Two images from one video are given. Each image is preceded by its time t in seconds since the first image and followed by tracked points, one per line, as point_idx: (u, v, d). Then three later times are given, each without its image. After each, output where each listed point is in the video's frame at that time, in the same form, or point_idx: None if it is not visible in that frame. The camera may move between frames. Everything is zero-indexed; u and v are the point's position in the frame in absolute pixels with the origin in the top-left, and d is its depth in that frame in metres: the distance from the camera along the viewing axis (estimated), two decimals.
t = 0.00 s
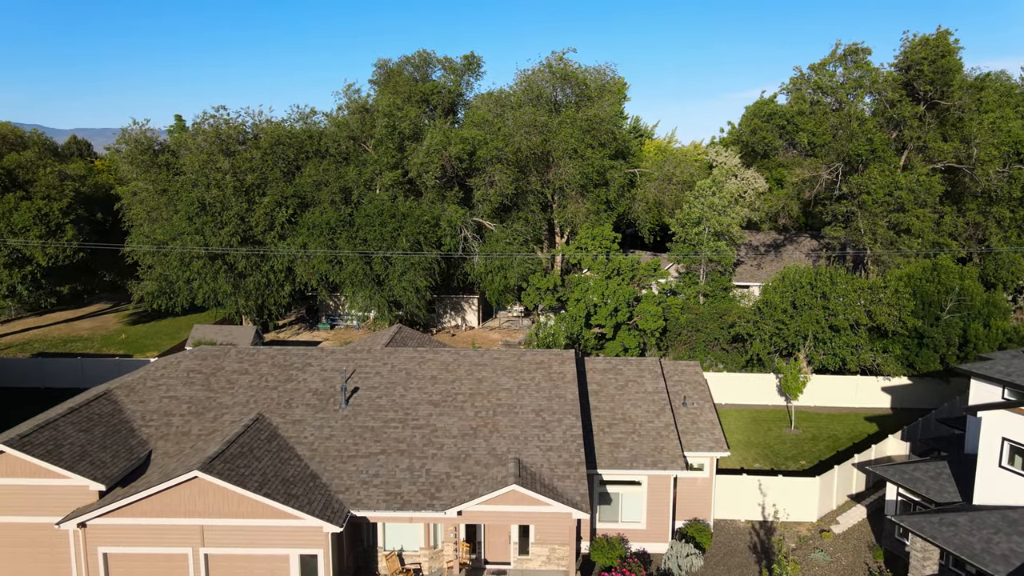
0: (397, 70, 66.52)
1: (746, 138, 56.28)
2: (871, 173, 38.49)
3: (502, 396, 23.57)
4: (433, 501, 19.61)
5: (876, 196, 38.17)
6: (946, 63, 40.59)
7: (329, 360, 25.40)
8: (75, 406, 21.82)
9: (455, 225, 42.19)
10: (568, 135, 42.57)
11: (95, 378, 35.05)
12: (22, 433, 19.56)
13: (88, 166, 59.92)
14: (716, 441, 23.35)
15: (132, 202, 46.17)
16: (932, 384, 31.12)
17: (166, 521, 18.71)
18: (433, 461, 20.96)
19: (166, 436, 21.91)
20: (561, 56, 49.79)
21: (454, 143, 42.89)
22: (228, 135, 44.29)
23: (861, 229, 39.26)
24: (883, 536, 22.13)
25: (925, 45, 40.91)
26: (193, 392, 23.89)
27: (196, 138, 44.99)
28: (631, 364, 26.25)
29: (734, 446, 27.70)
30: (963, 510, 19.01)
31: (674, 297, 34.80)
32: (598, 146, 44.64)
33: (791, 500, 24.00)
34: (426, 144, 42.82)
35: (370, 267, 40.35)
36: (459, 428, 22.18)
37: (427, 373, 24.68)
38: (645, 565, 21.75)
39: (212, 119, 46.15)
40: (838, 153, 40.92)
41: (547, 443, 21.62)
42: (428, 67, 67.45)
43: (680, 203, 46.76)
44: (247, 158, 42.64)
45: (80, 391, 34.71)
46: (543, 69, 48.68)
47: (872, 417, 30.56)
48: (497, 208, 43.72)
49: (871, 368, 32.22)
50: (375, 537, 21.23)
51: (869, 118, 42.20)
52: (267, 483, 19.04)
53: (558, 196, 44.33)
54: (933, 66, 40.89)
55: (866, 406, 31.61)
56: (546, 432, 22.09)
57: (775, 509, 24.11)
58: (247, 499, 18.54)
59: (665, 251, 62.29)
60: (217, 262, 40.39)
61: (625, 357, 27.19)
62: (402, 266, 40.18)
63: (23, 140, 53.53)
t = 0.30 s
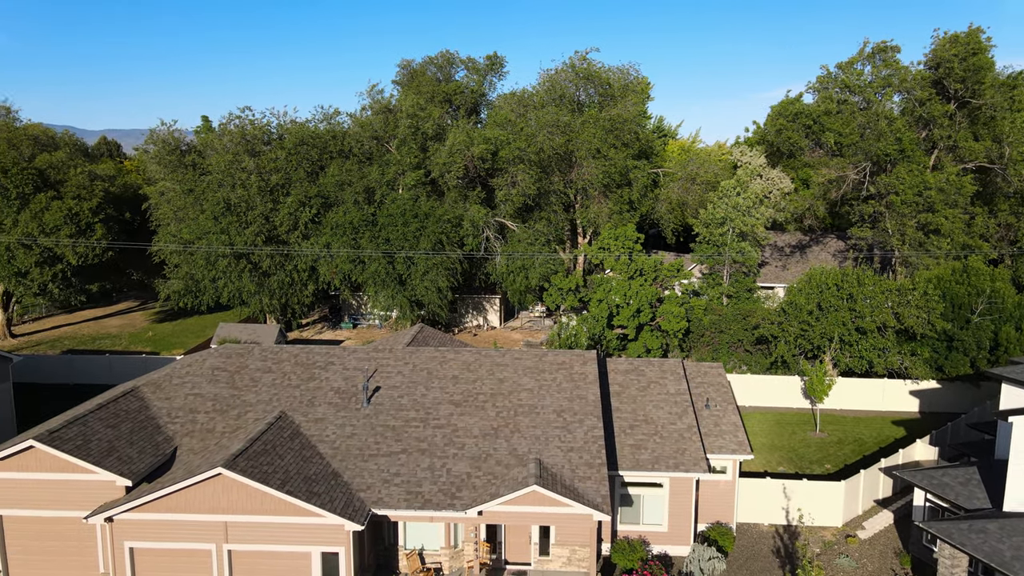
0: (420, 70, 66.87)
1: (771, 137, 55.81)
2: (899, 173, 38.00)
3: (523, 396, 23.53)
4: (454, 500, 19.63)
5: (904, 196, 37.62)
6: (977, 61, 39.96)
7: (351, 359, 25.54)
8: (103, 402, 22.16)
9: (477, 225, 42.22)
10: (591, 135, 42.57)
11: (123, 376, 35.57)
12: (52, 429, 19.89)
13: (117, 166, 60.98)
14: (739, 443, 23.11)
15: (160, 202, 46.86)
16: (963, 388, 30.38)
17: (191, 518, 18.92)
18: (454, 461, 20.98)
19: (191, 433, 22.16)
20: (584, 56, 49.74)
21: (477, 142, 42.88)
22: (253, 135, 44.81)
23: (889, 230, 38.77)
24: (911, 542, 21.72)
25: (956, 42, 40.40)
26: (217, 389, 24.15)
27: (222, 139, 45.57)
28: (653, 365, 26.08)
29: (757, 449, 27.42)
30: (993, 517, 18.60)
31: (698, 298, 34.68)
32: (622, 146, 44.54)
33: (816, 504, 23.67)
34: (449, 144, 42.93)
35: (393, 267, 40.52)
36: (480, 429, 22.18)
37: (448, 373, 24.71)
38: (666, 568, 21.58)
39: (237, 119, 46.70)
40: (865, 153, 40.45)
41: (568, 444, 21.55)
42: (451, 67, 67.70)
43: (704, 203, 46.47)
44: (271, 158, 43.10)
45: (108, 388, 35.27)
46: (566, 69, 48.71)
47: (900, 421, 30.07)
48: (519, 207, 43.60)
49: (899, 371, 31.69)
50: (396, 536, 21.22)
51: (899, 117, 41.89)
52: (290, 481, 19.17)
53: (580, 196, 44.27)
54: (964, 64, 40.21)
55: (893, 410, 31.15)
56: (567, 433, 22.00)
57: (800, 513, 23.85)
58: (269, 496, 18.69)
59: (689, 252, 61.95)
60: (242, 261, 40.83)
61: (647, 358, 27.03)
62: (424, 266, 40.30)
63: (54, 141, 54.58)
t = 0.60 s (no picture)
0: (443, 70, 67.16)
1: (797, 137, 55.30)
2: (927, 173, 37.45)
3: (544, 397, 23.47)
4: (474, 500, 19.61)
5: (932, 197, 37.06)
6: (1009, 58, 39.22)
7: (372, 359, 25.65)
8: (129, 399, 22.49)
9: (499, 225, 42.22)
10: (613, 135, 42.56)
11: (149, 373, 36.06)
12: (79, 425, 20.21)
13: (145, 166, 61.98)
14: (762, 446, 22.86)
15: (186, 201, 47.52)
16: (993, 392, 29.65)
17: (214, 514, 19.10)
18: (474, 461, 20.97)
19: (215, 430, 22.38)
20: (606, 56, 49.63)
21: (499, 142, 42.82)
22: (278, 136, 45.29)
23: (917, 231, 38.32)
24: (939, 549, 21.29)
25: (986, 40, 39.79)
26: (241, 387, 24.39)
27: (246, 139, 46.11)
28: (676, 367, 25.89)
29: (781, 452, 27.11)
30: None
31: (720, 299, 34.46)
32: (644, 146, 44.39)
33: (841, 509, 23.31)
34: (471, 143, 43.01)
35: (414, 267, 40.67)
36: (501, 429, 22.16)
37: (469, 373, 24.72)
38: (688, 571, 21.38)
39: (262, 120, 47.24)
40: (893, 153, 39.93)
41: (589, 445, 21.44)
42: (474, 67, 67.90)
43: (727, 203, 46.14)
44: (295, 158, 43.52)
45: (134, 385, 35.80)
46: (589, 69, 48.68)
47: (928, 425, 29.55)
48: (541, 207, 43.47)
49: (927, 375, 31.18)
50: (416, 535, 21.32)
51: (927, 116, 41.46)
52: (311, 479, 19.27)
53: (603, 196, 44.19)
54: (994, 62, 39.51)
55: (921, 414, 30.61)
56: (588, 434, 21.90)
57: (824, 518, 23.50)
58: (291, 494, 18.80)
59: (712, 252, 61.57)
60: (266, 260, 41.22)
61: (669, 359, 26.83)
62: (446, 266, 40.41)
63: (84, 141, 55.59)
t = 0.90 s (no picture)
0: (465, 70, 67.34)
1: (822, 137, 54.72)
2: (957, 173, 36.83)
3: (564, 398, 23.39)
4: (494, 501, 19.58)
5: (962, 198, 36.45)
6: None
7: (394, 358, 25.74)
8: (154, 396, 22.77)
9: (520, 225, 42.18)
10: (636, 135, 42.42)
11: (174, 371, 36.50)
12: (106, 421, 20.49)
13: (171, 166, 62.87)
14: (785, 450, 22.58)
15: (211, 201, 48.11)
16: None
17: (236, 511, 19.27)
18: (495, 462, 20.95)
19: (238, 428, 22.59)
20: (629, 55, 49.45)
21: (521, 142, 42.50)
22: (301, 136, 45.67)
23: (946, 232, 37.84)
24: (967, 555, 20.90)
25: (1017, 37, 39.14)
26: (263, 385, 24.61)
27: (270, 139, 46.63)
28: (698, 369, 25.68)
29: (805, 456, 26.77)
30: None
31: (744, 300, 34.19)
32: (667, 146, 44.20)
33: (866, 514, 22.95)
34: (494, 143, 42.96)
35: (436, 267, 40.78)
36: (522, 429, 22.11)
37: (490, 373, 24.72)
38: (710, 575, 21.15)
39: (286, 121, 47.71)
40: (922, 152, 39.33)
41: (610, 447, 21.33)
42: (496, 67, 67.99)
43: (751, 204, 45.76)
44: (318, 158, 43.91)
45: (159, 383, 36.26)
46: (611, 69, 48.54)
47: (957, 430, 29.11)
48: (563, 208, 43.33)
49: (956, 379, 30.72)
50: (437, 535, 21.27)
51: (957, 115, 40.78)
52: (333, 477, 19.37)
53: (625, 197, 44.09)
54: None
55: (949, 419, 30.15)
56: (609, 435, 21.79)
57: (848, 523, 23.14)
58: (312, 492, 18.92)
59: (735, 253, 61.20)
60: (289, 260, 41.54)
61: (691, 361, 26.61)
62: (467, 266, 40.45)
63: (113, 142, 56.52)
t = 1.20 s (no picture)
0: (487, 70, 67.51)
1: (848, 137, 54.16)
2: (987, 173, 36.23)
3: (585, 398, 23.34)
4: (515, 501, 19.59)
5: (992, 198, 35.83)
6: None
7: (415, 357, 25.85)
8: (180, 393, 23.10)
9: (542, 225, 42.15)
10: (659, 134, 42.23)
11: (199, 369, 36.97)
12: (133, 417, 20.82)
13: (197, 166, 63.75)
14: (809, 453, 22.34)
15: (236, 200, 48.67)
16: None
17: (259, 507, 19.47)
18: (515, 461, 20.97)
19: (261, 425, 22.83)
20: (652, 54, 49.26)
21: (543, 142, 42.65)
22: (324, 136, 46.42)
23: (975, 233, 37.17)
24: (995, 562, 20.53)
25: None
26: (286, 383, 24.85)
27: (294, 139, 47.25)
28: (720, 370, 25.49)
29: (830, 459, 26.46)
30: None
31: (768, 301, 34.00)
32: (690, 145, 43.98)
33: (891, 519, 22.62)
34: (516, 143, 42.95)
35: (457, 267, 40.91)
36: (542, 429, 22.11)
37: (511, 373, 24.73)
38: None
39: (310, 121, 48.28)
40: (951, 152, 38.73)
41: (631, 447, 21.24)
42: (518, 67, 68.12)
43: (776, 204, 45.43)
44: (341, 158, 44.60)
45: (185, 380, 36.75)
46: (634, 68, 48.35)
47: (986, 434, 28.60)
48: (585, 208, 43.25)
49: (985, 382, 30.18)
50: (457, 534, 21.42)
51: (987, 114, 40.11)
52: (354, 475, 19.50)
53: (647, 197, 44.01)
54: None
55: (978, 423, 29.64)
56: (630, 436, 21.70)
57: (873, 528, 22.83)
58: (334, 489, 19.07)
59: (759, 254, 60.79)
60: (312, 259, 41.87)
61: (714, 362, 26.43)
62: (489, 266, 40.49)
63: (140, 142, 57.43)
